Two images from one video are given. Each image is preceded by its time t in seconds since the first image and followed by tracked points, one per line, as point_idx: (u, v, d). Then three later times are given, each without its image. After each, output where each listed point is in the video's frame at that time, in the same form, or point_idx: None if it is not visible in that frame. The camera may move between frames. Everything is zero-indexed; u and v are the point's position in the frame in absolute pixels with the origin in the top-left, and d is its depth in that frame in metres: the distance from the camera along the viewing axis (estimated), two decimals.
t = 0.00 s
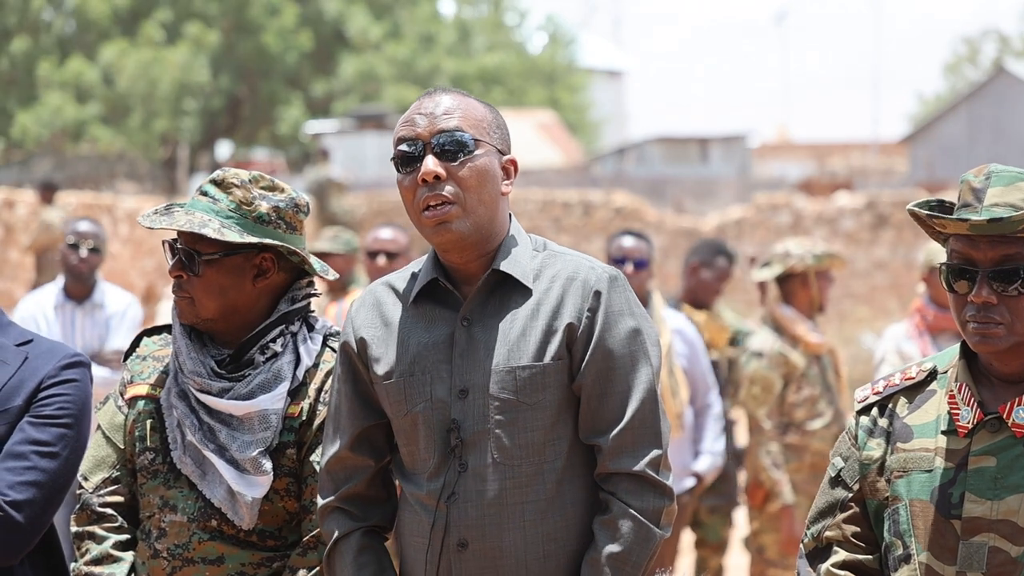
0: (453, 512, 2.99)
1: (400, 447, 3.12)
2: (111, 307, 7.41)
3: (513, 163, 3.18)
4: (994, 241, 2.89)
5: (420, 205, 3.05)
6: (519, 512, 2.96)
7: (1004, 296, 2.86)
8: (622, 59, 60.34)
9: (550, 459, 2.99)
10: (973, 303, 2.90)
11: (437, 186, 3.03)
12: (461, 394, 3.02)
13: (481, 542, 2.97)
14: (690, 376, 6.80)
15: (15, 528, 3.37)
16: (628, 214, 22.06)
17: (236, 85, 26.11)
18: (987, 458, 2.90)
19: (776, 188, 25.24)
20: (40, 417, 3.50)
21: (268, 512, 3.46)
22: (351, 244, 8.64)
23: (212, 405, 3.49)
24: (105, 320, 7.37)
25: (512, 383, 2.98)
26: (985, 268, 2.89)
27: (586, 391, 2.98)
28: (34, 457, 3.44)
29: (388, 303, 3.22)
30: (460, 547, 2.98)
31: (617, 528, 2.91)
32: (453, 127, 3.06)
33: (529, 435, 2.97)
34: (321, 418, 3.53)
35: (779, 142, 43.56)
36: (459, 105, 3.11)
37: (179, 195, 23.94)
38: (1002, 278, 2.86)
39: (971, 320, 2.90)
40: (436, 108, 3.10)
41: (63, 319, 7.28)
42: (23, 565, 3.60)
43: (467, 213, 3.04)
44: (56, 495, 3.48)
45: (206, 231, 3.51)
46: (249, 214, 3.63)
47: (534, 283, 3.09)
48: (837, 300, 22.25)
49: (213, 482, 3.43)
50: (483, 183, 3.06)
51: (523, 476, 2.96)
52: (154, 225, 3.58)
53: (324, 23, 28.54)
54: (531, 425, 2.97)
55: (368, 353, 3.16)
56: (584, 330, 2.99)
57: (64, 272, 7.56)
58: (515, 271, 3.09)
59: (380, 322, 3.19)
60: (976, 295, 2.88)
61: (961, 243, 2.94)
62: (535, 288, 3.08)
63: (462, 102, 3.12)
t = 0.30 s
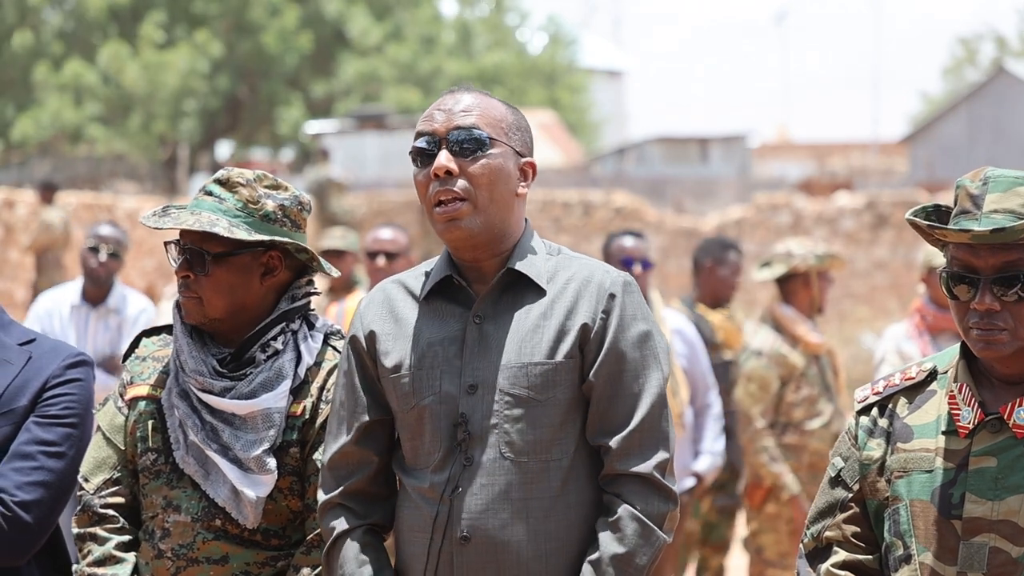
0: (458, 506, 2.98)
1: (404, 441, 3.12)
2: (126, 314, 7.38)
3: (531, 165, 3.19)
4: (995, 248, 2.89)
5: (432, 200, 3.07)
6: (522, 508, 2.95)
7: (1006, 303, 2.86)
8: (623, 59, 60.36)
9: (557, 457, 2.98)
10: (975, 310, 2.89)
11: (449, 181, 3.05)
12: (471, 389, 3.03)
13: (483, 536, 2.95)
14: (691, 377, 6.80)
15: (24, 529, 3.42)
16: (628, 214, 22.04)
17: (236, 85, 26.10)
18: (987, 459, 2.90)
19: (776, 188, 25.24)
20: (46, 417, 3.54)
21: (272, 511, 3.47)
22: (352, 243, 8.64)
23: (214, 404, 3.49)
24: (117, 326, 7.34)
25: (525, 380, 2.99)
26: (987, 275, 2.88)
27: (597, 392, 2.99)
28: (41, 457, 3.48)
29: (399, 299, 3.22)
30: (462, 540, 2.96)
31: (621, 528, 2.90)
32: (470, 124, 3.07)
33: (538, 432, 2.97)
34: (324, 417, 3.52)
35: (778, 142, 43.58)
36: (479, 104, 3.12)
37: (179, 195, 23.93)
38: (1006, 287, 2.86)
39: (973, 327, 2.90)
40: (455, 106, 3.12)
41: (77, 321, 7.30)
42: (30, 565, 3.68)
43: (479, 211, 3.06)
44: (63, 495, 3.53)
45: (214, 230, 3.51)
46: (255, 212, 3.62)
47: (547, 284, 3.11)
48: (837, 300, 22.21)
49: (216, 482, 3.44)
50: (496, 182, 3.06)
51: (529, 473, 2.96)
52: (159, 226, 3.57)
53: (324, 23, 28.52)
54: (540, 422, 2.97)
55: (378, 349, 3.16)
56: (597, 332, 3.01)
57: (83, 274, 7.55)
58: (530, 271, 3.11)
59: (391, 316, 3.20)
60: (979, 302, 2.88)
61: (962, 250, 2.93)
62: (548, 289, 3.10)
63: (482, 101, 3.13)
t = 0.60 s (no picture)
0: (460, 505, 2.99)
1: (407, 440, 3.12)
2: (131, 313, 7.39)
3: (540, 169, 3.18)
4: (990, 247, 2.89)
5: (433, 198, 3.09)
6: (526, 508, 2.95)
7: (1001, 301, 2.86)
8: (624, 60, 60.36)
9: (562, 458, 2.99)
10: (972, 309, 2.89)
11: (451, 179, 3.05)
12: (477, 387, 3.03)
13: (486, 536, 2.96)
14: (691, 377, 6.80)
15: (32, 527, 3.57)
16: (628, 214, 22.04)
17: (236, 85, 26.09)
18: (984, 459, 2.90)
19: (776, 188, 25.23)
20: (51, 417, 3.71)
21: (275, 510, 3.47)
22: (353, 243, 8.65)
23: (217, 402, 3.50)
24: (124, 326, 7.37)
25: (531, 380, 2.99)
26: (982, 274, 2.89)
27: (604, 395, 2.99)
28: (47, 456, 3.65)
29: (406, 298, 3.23)
30: (465, 538, 2.97)
31: (625, 532, 2.89)
32: (477, 125, 3.08)
33: (543, 432, 2.98)
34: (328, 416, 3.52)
35: (779, 142, 43.57)
36: (490, 105, 3.12)
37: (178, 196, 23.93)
38: (1000, 285, 2.86)
39: (969, 326, 2.90)
40: (466, 105, 3.12)
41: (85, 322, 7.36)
42: (36, 565, 3.83)
43: (478, 211, 3.05)
44: (68, 493, 3.69)
45: (222, 228, 3.53)
46: (261, 211, 3.64)
47: (555, 285, 3.12)
48: (837, 300, 22.20)
49: (220, 480, 3.45)
50: (498, 183, 3.06)
51: (533, 472, 2.96)
52: (165, 224, 3.58)
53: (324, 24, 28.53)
54: (546, 422, 2.98)
55: (381, 344, 3.17)
56: (605, 334, 3.02)
57: (96, 276, 7.57)
58: (539, 272, 3.12)
59: (399, 313, 3.21)
60: (974, 301, 2.88)
61: (956, 250, 2.94)
62: (556, 290, 3.11)
63: (494, 103, 3.13)
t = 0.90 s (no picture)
0: (476, 512, 2.98)
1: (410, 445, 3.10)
2: (132, 309, 7.40)
3: (536, 169, 3.11)
4: (984, 243, 2.90)
5: (423, 200, 3.03)
6: (541, 514, 2.97)
7: (999, 298, 2.87)
8: (624, 60, 60.37)
9: (575, 461, 3.01)
10: (969, 306, 2.90)
11: (440, 181, 2.99)
12: (485, 392, 3.01)
13: (504, 543, 2.97)
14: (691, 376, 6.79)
15: (31, 526, 3.58)
16: (628, 214, 22.03)
17: (235, 85, 26.08)
18: (981, 459, 2.90)
19: (776, 188, 25.23)
20: (52, 416, 3.72)
21: (275, 509, 3.48)
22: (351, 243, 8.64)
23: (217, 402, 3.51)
24: (126, 322, 7.36)
25: (542, 383, 2.99)
26: (979, 270, 2.89)
27: (615, 397, 3.01)
28: (48, 455, 3.66)
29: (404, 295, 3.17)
30: (481, 546, 2.98)
31: (644, 531, 2.94)
32: (470, 125, 3.01)
33: (556, 437, 2.99)
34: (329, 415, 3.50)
35: (779, 142, 43.58)
36: (483, 104, 3.06)
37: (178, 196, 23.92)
38: (996, 281, 2.87)
39: (966, 322, 2.91)
40: (458, 103, 3.06)
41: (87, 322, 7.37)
42: (37, 565, 3.85)
43: (468, 214, 3.00)
44: (69, 493, 3.70)
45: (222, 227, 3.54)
46: (263, 212, 3.64)
47: (556, 284, 3.12)
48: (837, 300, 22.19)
49: (219, 479, 3.44)
50: (489, 187, 3.00)
51: (547, 477, 2.98)
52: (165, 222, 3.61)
53: (324, 24, 28.51)
54: (558, 427, 2.99)
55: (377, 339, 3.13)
56: (615, 334, 3.03)
57: (98, 277, 7.59)
58: (542, 271, 3.11)
59: (403, 308, 3.15)
60: (972, 297, 2.89)
61: (952, 248, 2.95)
62: (559, 290, 3.10)
63: (489, 102, 3.07)
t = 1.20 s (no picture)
0: (485, 523, 2.99)
1: (417, 454, 3.10)
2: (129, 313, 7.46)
3: (545, 174, 3.09)
4: (979, 234, 2.91)
5: (428, 194, 3.03)
6: (550, 523, 2.99)
7: (990, 290, 2.88)
8: (624, 60, 60.38)
9: (583, 470, 3.02)
10: (959, 297, 2.91)
11: (447, 178, 2.99)
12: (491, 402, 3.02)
13: (513, 554, 2.99)
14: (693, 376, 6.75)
15: (31, 525, 3.59)
16: (628, 214, 22.04)
17: (235, 85, 26.08)
18: (977, 459, 2.91)
19: (776, 187, 25.24)
20: (51, 415, 3.73)
21: (275, 509, 3.47)
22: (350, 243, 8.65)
23: (217, 401, 3.51)
24: (121, 325, 7.42)
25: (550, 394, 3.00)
26: (972, 262, 2.91)
27: (625, 405, 3.02)
28: (47, 454, 3.66)
29: (406, 295, 3.16)
30: (491, 558, 2.99)
31: (656, 537, 2.94)
32: (481, 124, 3.01)
33: (565, 447, 3.00)
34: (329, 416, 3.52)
35: (779, 142, 43.59)
36: (496, 104, 3.06)
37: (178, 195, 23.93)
38: (988, 272, 2.88)
39: (957, 315, 2.92)
40: (471, 102, 3.06)
41: (82, 322, 7.37)
42: (37, 564, 3.85)
43: (471, 213, 3.00)
44: (69, 493, 3.70)
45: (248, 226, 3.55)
46: (276, 209, 3.67)
47: (563, 291, 3.11)
48: (837, 300, 22.22)
49: (219, 478, 3.45)
50: (496, 188, 3.00)
51: (556, 487, 2.99)
52: (183, 220, 3.58)
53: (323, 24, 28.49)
54: (567, 437, 3.00)
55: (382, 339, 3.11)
56: (623, 342, 3.03)
57: (90, 274, 7.57)
58: (548, 278, 3.10)
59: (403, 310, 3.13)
60: (962, 289, 2.90)
61: (947, 237, 2.96)
62: (566, 298, 3.10)
63: (501, 102, 3.07)
